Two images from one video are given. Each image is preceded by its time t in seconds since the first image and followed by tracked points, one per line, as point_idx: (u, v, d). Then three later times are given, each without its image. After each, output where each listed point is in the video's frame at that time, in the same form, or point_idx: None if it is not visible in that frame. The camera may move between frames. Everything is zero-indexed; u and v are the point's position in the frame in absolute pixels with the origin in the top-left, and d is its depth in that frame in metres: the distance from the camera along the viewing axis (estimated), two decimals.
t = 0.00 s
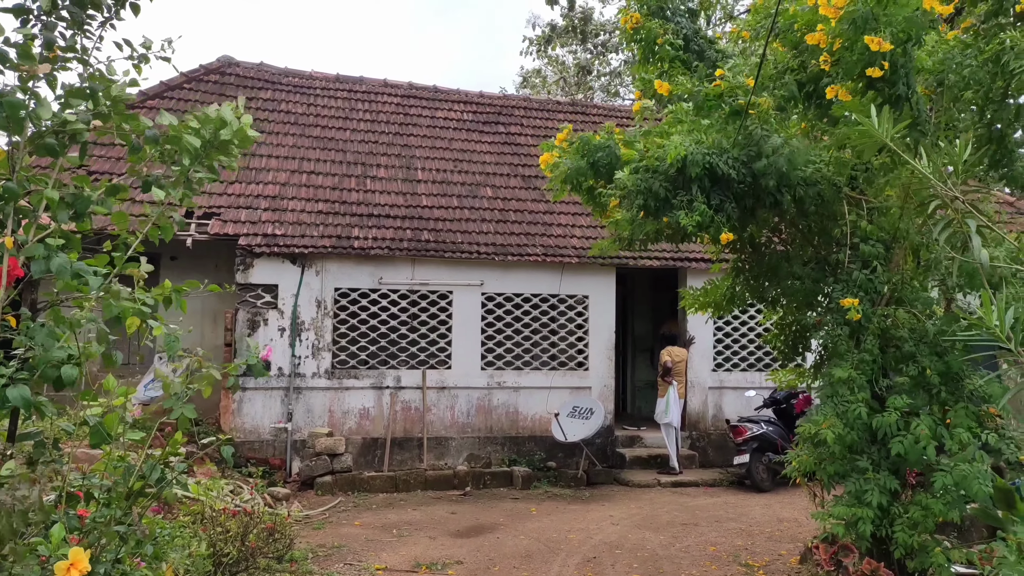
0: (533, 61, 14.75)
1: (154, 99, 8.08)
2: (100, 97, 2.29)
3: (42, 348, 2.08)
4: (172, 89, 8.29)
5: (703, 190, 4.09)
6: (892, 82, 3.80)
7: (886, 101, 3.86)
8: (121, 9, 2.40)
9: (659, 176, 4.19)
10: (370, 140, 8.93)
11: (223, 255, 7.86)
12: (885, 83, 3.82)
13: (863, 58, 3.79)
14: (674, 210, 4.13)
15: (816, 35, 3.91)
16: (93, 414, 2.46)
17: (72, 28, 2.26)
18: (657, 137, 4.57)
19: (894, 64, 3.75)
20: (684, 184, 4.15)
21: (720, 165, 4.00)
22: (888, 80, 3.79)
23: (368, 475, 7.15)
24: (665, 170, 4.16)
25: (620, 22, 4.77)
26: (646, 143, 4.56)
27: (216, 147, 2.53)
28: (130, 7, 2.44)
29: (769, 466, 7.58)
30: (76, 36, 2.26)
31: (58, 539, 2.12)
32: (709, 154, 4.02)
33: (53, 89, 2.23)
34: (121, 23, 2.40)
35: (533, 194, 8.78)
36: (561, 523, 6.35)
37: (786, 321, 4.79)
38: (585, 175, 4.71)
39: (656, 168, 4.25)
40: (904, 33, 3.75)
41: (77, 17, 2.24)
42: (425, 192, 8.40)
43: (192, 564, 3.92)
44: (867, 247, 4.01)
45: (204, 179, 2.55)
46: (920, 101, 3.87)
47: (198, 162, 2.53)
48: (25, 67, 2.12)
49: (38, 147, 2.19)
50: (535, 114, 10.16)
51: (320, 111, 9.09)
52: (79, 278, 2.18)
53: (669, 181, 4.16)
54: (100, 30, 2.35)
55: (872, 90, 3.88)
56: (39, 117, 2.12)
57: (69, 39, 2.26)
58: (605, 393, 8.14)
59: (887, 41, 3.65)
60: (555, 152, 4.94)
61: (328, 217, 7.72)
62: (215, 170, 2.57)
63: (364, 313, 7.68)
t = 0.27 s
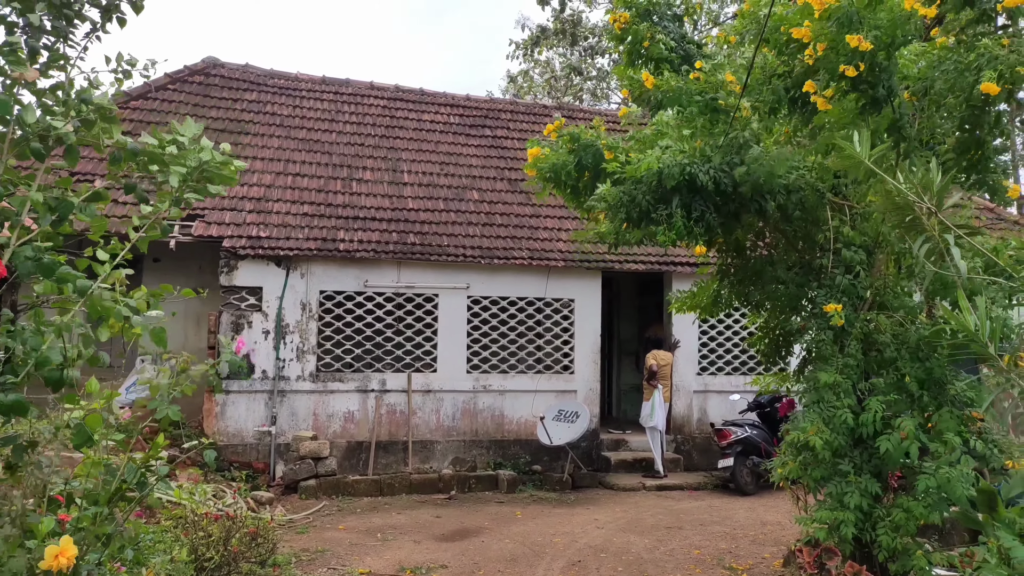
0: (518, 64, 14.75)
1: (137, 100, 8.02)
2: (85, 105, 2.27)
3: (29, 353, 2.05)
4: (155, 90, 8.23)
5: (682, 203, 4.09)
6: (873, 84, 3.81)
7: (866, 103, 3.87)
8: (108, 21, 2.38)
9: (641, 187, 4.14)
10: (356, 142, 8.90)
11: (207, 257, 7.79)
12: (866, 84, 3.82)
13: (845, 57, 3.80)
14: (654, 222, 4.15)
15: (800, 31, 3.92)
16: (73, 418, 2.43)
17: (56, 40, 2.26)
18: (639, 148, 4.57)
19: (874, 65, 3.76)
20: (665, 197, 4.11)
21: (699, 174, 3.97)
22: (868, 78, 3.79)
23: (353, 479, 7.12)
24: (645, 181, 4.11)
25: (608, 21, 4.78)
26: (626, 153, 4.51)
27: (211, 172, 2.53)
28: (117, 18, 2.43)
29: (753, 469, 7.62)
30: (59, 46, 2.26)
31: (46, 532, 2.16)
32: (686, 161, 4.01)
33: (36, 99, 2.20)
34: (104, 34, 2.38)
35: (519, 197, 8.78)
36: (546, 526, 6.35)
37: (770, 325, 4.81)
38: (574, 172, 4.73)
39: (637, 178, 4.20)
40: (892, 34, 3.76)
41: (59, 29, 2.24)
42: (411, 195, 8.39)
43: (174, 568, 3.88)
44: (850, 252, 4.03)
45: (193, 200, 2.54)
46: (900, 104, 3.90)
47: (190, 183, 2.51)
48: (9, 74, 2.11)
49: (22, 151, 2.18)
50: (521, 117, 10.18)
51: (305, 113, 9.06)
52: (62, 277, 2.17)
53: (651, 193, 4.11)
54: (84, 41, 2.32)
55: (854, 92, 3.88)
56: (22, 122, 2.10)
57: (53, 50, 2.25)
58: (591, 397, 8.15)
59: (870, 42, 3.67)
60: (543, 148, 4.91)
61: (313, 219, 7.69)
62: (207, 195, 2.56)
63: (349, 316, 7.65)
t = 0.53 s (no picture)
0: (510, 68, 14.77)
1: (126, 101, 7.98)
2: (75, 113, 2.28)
3: (13, 356, 2.03)
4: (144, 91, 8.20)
5: (670, 206, 4.11)
6: (858, 88, 3.86)
7: (852, 106, 3.92)
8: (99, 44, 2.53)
9: (629, 189, 4.17)
10: (346, 145, 8.89)
11: (197, 259, 7.76)
12: (852, 86, 3.87)
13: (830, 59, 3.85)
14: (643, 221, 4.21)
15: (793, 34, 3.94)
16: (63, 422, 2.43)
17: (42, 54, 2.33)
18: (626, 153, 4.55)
19: (857, 68, 3.80)
20: (654, 200, 4.15)
21: (687, 179, 3.99)
22: (854, 81, 3.84)
23: (343, 482, 7.09)
24: (634, 185, 4.13)
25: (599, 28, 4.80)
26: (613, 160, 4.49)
27: (185, 175, 2.52)
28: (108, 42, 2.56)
29: (742, 471, 7.64)
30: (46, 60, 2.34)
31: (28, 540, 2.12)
32: (672, 164, 4.03)
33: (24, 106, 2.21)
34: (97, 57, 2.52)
35: (510, 200, 8.79)
36: (537, 528, 6.35)
37: (759, 327, 4.83)
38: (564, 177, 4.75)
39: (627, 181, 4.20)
40: (878, 39, 3.79)
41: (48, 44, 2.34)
42: (402, 197, 8.38)
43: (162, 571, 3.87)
44: (841, 253, 4.02)
45: (171, 203, 2.53)
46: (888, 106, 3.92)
47: (166, 185, 2.51)
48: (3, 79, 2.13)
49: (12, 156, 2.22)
50: (512, 120, 10.19)
51: (296, 115, 9.04)
52: (49, 277, 2.16)
53: (640, 195, 4.15)
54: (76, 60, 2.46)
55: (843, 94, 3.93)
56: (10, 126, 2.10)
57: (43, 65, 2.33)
58: (582, 399, 8.16)
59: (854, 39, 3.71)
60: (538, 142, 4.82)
61: (304, 221, 7.67)
62: (185, 199, 2.54)
63: (340, 318, 7.63)
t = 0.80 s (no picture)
0: (494, 66, 14.76)
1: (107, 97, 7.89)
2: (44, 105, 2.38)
3: None
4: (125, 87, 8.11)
5: (655, 204, 4.10)
6: (830, 87, 3.86)
7: (823, 104, 3.92)
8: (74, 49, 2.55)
9: (616, 189, 4.16)
10: (331, 142, 8.85)
11: (179, 257, 7.70)
12: (824, 82, 3.86)
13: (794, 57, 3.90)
14: (629, 222, 4.17)
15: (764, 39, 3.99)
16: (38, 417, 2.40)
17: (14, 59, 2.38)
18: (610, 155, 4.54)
19: (821, 67, 3.82)
20: (640, 199, 4.13)
21: (672, 179, 4.01)
22: (823, 79, 3.84)
23: (326, 481, 7.06)
24: (620, 185, 4.14)
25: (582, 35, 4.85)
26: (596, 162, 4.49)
27: (155, 152, 2.54)
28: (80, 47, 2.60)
29: (726, 469, 7.69)
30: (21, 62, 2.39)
31: None
32: (656, 165, 4.07)
33: None
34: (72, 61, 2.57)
35: (495, 198, 8.79)
36: (521, 527, 6.36)
37: (740, 326, 4.87)
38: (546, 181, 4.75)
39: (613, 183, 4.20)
40: (848, 38, 3.80)
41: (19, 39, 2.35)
42: (386, 195, 8.36)
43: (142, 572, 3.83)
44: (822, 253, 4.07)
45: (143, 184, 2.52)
46: (862, 106, 3.92)
47: (138, 167, 2.52)
48: None
49: None
50: (497, 119, 10.19)
51: (280, 113, 8.99)
52: (22, 273, 2.13)
53: (626, 194, 4.14)
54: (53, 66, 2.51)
55: (815, 92, 3.93)
56: None
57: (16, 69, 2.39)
58: (566, 397, 8.18)
59: (814, 38, 3.79)
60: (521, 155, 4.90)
61: (287, 219, 7.63)
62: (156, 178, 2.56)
63: (324, 317, 7.60)
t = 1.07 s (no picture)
0: (478, 64, 14.73)
1: (87, 93, 7.80)
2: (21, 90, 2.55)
3: None
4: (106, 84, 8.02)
5: (638, 212, 4.09)
6: (800, 93, 3.99)
7: (796, 109, 4.04)
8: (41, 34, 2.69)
9: (597, 200, 4.12)
10: (315, 141, 8.80)
11: (161, 255, 7.63)
12: (793, 90, 4.02)
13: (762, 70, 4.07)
14: (610, 231, 4.16)
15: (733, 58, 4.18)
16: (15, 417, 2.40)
17: None
18: (590, 164, 4.52)
19: (788, 75, 3.99)
20: (622, 206, 4.12)
21: (652, 187, 4.00)
22: (793, 86, 3.99)
23: (309, 481, 7.02)
24: (600, 194, 4.10)
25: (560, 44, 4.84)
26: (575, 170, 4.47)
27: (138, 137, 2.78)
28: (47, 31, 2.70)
29: (709, 468, 7.73)
30: None
31: None
32: (636, 174, 4.04)
33: None
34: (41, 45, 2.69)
35: (479, 198, 8.78)
36: (504, 526, 6.36)
37: (721, 327, 4.91)
38: (528, 186, 4.77)
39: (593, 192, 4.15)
40: (812, 46, 3.96)
41: None
42: (370, 194, 8.32)
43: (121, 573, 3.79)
44: (801, 256, 4.10)
45: (121, 171, 2.76)
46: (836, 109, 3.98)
47: (115, 154, 2.76)
48: None
49: None
50: (482, 118, 10.17)
51: (263, 110, 8.92)
52: None
53: (608, 204, 4.11)
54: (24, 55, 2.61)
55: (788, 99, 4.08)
56: None
57: None
58: (550, 397, 8.20)
59: (775, 54, 3.94)
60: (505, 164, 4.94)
61: (270, 218, 7.57)
62: (134, 165, 2.78)
63: (307, 316, 7.55)
